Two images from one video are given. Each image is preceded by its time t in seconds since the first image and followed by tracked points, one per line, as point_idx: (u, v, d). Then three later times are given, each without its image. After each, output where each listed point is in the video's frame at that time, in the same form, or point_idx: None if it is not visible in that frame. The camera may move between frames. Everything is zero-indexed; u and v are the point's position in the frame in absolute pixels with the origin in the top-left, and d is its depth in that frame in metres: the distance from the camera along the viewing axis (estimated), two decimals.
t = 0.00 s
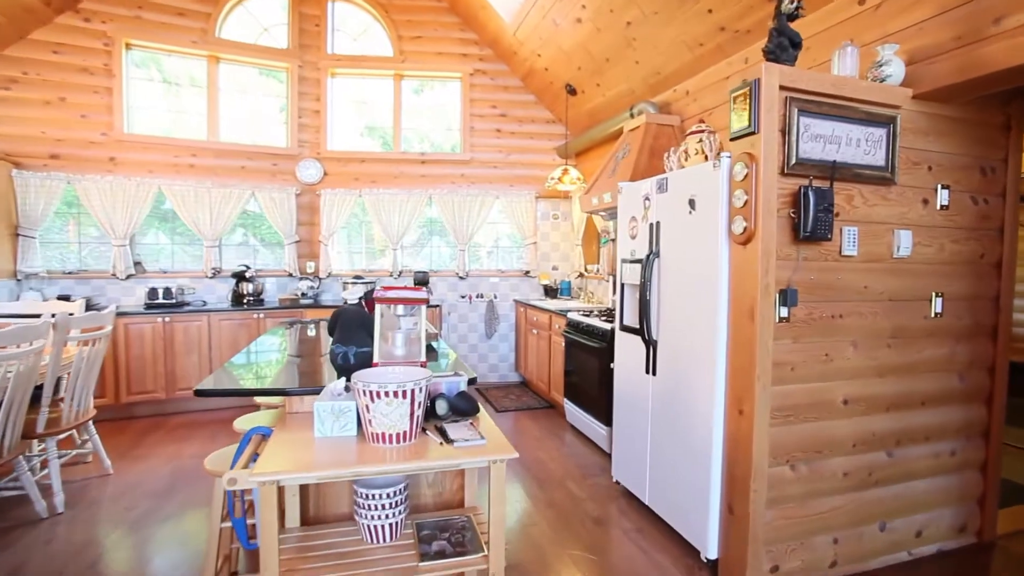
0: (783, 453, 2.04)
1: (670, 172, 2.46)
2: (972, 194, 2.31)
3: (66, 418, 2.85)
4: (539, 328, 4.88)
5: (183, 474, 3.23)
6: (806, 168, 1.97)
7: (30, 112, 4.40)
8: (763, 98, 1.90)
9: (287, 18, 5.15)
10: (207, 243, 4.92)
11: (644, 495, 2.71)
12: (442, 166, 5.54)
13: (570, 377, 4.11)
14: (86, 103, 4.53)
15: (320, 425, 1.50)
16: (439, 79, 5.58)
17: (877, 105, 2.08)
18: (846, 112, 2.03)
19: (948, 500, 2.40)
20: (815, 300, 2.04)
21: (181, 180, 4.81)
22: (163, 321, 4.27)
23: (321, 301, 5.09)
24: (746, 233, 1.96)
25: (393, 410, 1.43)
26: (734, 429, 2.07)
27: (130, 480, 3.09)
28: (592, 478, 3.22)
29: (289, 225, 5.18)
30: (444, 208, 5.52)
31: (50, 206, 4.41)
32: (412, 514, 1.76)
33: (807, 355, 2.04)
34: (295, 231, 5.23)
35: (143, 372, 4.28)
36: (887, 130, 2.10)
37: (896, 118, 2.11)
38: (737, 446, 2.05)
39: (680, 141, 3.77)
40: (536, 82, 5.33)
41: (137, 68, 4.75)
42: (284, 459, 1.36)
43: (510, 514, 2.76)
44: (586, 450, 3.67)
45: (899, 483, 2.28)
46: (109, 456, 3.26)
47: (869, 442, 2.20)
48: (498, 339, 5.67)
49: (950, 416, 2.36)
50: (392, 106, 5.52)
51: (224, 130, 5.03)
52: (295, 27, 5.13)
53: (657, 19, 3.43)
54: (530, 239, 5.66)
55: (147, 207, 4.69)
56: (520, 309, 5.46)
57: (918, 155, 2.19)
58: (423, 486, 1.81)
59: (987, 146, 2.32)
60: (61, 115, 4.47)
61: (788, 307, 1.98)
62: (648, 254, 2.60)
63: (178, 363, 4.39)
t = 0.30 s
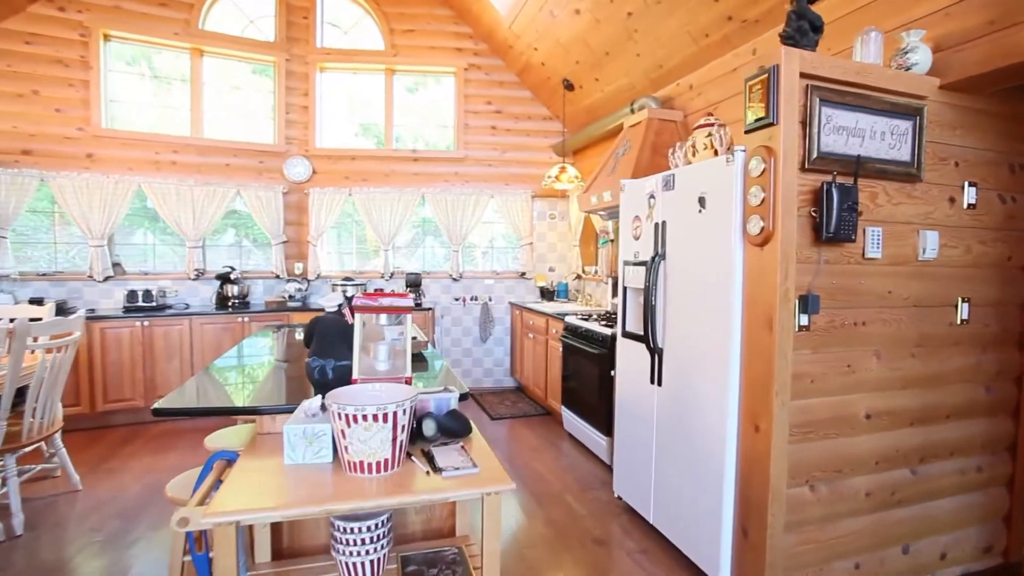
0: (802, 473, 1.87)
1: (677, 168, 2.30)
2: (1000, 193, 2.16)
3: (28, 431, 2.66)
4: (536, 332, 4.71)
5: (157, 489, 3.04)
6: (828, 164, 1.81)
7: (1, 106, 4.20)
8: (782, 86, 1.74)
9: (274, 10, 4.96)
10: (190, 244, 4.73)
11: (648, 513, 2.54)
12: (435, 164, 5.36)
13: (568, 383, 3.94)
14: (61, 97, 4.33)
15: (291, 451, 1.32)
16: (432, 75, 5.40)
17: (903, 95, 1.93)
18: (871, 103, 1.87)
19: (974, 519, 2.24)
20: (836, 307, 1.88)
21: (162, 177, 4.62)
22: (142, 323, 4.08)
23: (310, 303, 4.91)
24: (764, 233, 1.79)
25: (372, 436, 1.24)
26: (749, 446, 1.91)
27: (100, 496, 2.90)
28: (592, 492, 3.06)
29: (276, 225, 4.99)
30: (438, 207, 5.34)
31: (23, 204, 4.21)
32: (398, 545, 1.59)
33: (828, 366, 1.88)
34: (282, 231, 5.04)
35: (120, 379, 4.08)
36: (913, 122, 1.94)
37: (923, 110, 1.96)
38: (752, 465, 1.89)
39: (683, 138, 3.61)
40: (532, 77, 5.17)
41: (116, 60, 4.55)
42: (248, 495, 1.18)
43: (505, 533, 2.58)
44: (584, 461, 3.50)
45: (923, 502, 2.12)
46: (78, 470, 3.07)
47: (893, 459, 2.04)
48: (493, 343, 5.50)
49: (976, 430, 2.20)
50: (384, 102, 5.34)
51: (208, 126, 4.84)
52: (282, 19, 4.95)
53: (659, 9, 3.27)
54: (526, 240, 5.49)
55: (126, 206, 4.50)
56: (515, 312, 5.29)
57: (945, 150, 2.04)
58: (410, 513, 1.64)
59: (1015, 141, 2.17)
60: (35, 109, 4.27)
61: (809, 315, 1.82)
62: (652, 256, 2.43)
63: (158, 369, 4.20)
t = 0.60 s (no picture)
0: (825, 496, 1.72)
1: (686, 165, 2.14)
2: None
3: None
4: (532, 337, 4.55)
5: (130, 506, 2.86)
6: (854, 159, 1.66)
7: None
8: (805, 73, 1.59)
9: (262, 3, 4.79)
10: (173, 245, 4.54)
11: (652, 533, 2.38)
12: (429, 163, 5.19)
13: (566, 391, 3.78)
14: (37, 90, 4.14)
15: (255, 483, 1.15)
16: (426, 71, 5.24)
17: (933, 86, 1.78)
18: (899, 93, 1.72)
19: (1003, 542, 2.09)
20: (861, 315, 1.72)
21: (144, 175, 4.44)
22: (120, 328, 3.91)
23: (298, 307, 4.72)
24: (784, 234, 1.64)
25: (346, 468, 1.06)
26: (767, 466, 1.75)
27: (67, 514, 2.71)
28: (592, 508, 2.89)
29: (263, 225, 4.81)
30: (431, 208, 5.17)
31: None
32: None
33: (852, 380, 1.72)
34: (269, 231, 4.86)
35: (96, 386, 3.89)
36: (942, 115, 1.79)
37: (954, 102, 1.80)
38: (771, 487, 1.73)
39: (686, 135, 3.46)
40: (529, 74, 5.02)
41: (95, 52, 4.37)
42: (209, 538, 1.00)
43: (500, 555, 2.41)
44: (584, 474, 3.33)
45: (951, 525, 1.96)
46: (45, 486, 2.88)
47: (920, 478, 1.89)
48: (488, 348, 5.33)
49: (1007, 446, 2.05)
50: (375, 99, 5.17)
51: (193, 122, 4.66)
52: (270, 12, 4.78)
53: None
54: (523, 242, 5.32)
55: (106, 205, 4.31)
56: (511, 316, 5.13)
57: (975, 145, 1.89)
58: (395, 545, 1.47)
59: None
60: (8, 103, 4.08)
61: (833, 324, 1.66)
62: (658, 258, 2.27)
63: (137, 376, 4.01)
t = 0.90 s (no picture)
0: (851, 522, 1.56)
1: (694, 160, 1.99)
2: None
3: None
4: (530, 342, 4.39)
5: (101, 525, 2.68)
6: (882, 151, 1.51)
7: None
8: (829, 56, 1.43)
9: None
10: (156, 247, 4.36)
11: (658, 556, 2.22)
12: (422, 162, 5.04)
13: (565, 400, 3.62)
14: (12, 86, 3.98)
15: (205, 522, 0.95)
16: (420, 68, 5.09)
17: (965, 72, 1.63)
18: (930, 79, 1.57)
19: None
20: (890, 323, 1.57)
21: (125, 174, 4.27)
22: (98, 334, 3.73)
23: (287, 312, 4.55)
24: (807, 234, 1.48)
25: (306, 506, 0.87)
26: (787, 489, 1.59)
27: (32, 535, 2.54)
28: (593, 526, 2.73)
29: (250, 227, 4.64)
30: (425, 209, 5.02)
31: None
32: None
33: (880, 395, 1.57)
34: (257, 233, 4.69)
35: (72, 395, 3.71)
36: (976, 104, 1.65)
37: (988, 90, 1.66)
38: (792, 512, 1.57)
39: (690, 132, 3.31)
40: (525, 71, 4.87)
41: (75, 47, 4.21)
42: None
43: None
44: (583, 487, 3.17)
45: (984, 551, 1.81)
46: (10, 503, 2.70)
47: (950, 500, 1.73)
48: (484, 354, 5.17)
49: None
50: (367, 96, 5.01)
51: (177, 120, 4.49)
52: (258, 6, 4.63)
53: None
54: (520, 244, 5.17)
55: (85, 206, 4.14)
56: (508, 320, 4.97)
57: (1009, 138, 1.74)
58: None
59: None
60: None
61: (861, 333, 1.51)
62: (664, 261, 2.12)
63: (116, 384, 3.83)
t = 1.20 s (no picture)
0: (880, 552, 1.41)
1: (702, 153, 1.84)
2: None
3: None
4: (527, 346, 4.23)
5: (71, 544, 2.52)
6: (914, 139, 1.36)
7: None
8: (856, 33, 1.29)
9: None
10: (139, 249, 4.21)
11: None
12: (417, 162, 4.89)
13: (564, 407, 3.46)
14: None
15: None
16: (414, 64, 4.95)
17: (1001, 54, 1.48)
18: (964, 61, 1.42)
19: None
20: (921, 330, 1.42)
21: (107, 174, 4.12)
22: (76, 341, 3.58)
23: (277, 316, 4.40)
24: (831, 232, 1.33)
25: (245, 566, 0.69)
26: (808, 514, 1.44)
27: None
28: (594, 543, 2.58)
29: (238, 228, 4.48)
30: (419, 209, 4.86)
31: None
32: None
33: (912, 411, 1.42)
34: (245, 235, 4.54)
35: (49, 402, 3.58)
36: (1012, 89, 1.50)
37: None
38: (815, 541, 1.42)
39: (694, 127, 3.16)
40: (522, 67, 4.73)
41: (54, 42, 4.06)
42: None
43: None
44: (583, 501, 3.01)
45: None
46: None
47: (985, 524, 1.58)
48: (481, 358, 5.01)
49: None
50: (360, 94, 4.86)
51: (161, 118, 4.34)
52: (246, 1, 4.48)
53: None
54: (517, 245, 5.01)
55: (63, 206, 3.98)
56: (505, 324, 4.81)
57: None
58: None
59: None
60: None
61: (892, 342, 1.35)
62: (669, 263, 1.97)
63: (96, 392, 3.69)
